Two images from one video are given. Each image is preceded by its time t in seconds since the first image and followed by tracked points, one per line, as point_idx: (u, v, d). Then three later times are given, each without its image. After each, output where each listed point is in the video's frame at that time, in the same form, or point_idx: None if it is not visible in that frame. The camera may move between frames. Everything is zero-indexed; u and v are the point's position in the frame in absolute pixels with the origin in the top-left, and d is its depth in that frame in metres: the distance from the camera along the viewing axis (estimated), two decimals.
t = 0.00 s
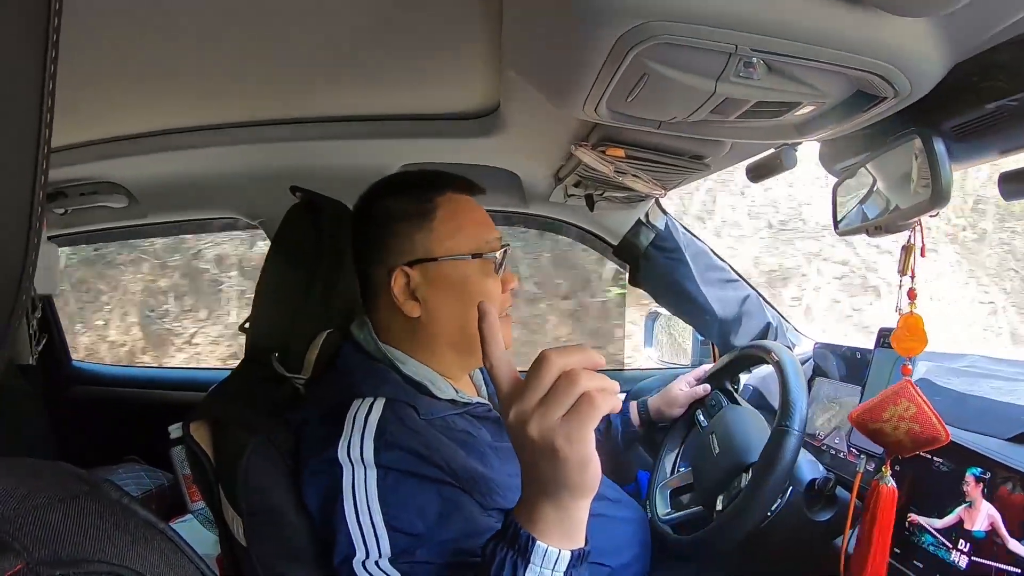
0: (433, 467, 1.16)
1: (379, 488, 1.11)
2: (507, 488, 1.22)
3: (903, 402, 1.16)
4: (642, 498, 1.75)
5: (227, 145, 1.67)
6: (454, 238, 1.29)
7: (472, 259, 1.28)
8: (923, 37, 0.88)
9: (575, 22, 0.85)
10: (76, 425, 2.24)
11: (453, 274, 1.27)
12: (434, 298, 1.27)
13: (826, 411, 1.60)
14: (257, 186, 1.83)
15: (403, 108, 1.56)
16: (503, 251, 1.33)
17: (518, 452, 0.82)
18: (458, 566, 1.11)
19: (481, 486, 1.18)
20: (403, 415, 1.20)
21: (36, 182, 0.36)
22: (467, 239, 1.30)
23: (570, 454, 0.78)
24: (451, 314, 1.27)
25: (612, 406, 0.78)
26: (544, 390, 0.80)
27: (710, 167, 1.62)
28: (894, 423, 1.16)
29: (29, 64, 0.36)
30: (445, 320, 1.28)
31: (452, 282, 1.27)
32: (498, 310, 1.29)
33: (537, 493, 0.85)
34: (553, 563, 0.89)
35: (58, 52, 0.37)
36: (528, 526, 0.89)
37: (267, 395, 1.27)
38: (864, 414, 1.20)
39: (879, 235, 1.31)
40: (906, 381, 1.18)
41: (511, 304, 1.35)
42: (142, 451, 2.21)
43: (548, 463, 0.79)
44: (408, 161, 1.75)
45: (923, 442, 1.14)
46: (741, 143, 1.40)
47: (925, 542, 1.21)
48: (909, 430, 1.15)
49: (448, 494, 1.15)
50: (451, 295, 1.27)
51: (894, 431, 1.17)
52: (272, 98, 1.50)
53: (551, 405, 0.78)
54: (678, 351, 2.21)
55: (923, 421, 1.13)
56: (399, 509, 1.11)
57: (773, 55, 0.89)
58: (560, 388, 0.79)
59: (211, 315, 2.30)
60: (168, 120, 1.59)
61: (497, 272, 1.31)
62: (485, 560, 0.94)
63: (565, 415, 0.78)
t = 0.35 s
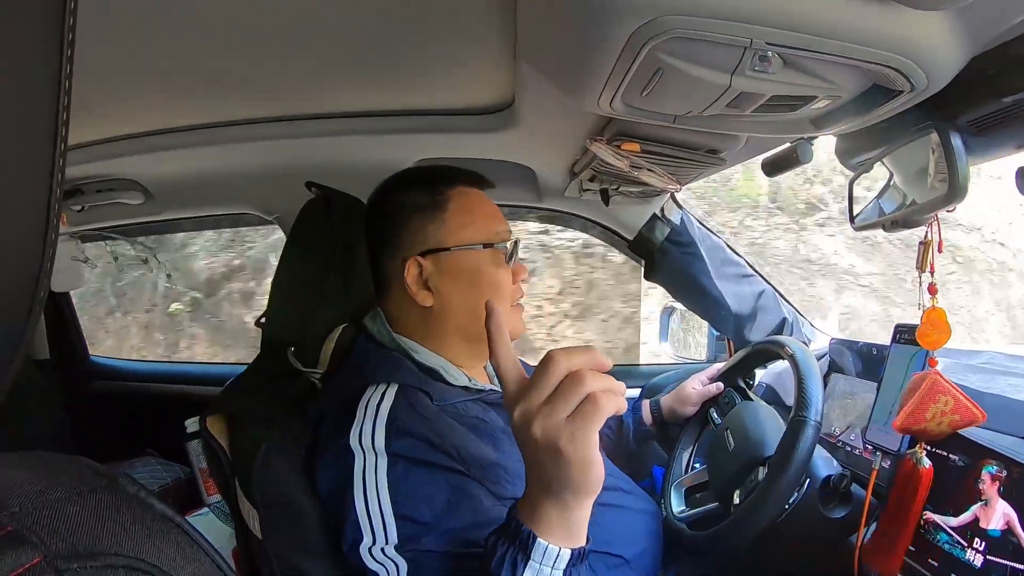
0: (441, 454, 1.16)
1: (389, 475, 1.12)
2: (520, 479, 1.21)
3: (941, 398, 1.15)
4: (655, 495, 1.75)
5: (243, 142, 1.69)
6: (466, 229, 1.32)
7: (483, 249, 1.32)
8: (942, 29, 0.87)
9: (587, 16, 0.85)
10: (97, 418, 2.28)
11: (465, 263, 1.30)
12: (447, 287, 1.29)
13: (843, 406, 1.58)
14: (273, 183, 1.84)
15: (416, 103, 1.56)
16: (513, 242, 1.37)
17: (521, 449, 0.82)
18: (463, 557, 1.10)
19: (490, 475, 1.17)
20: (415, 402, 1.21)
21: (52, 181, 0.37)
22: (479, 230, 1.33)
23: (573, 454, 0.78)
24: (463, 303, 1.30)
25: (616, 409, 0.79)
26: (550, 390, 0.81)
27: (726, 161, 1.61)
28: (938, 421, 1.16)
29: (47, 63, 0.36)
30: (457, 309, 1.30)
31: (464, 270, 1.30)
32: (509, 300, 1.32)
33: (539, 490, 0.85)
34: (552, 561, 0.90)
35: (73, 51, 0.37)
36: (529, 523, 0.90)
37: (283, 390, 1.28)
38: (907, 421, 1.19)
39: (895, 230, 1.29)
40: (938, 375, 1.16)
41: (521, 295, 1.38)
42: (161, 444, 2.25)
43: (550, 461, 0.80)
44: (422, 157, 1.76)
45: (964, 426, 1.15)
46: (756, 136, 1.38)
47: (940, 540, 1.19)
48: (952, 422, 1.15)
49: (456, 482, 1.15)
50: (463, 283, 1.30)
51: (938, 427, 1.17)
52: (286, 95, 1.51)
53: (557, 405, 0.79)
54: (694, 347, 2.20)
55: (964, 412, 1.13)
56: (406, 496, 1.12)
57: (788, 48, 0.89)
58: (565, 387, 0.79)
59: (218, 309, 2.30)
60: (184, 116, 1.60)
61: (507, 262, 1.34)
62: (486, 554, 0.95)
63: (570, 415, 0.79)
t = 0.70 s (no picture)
0: (453, 455, 1.16)
1: (402, 475, 1.12)
2: (528, 479, 1.23)
3: (934, 396, 1.16)
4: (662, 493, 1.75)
5: (247, 142, 1.69)
6: (474, 231, 1.31)
7: (491, 252, 1.30)
8: (947, 25, 0.86)
9: (591, 14, 0.85)
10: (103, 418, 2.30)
11: (472, 266, 1.29)
12: (454, 290, 1.29)
13: (847, 405, 1.58)
14: (277, 183, 1.85)
15: (421, 103, 1.57)
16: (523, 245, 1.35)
17: (548, 448, 0.82)
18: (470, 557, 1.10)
19: (500, 475, 1.19)
20: (426, 404, 1.20)
21: (57, 183, 0.38)
22: (487, 232, 1.32)
23: (599, 449, 0.78)
24: (471, 306, 1.29)
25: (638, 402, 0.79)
26: (575, 386, 0.81)
27: (730, 159, 1.61)
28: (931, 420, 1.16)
29: (52, 65, 0.37)
30: (466, 311, 1.30)
31: (472, 274, 1.29)
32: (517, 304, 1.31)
33: (565, 489, 0.86)
34: (575, 559, 0.89)
35: (78, 55, 0.38)
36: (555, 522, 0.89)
37: (288, 391, 1.29)
38: (903, 422, 1.19)
39: (900, 228, 1.29)
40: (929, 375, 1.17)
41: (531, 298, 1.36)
42: (167, 444, 2.26)
43: (577, 459, 0.80)
44: (427, 156, 1.76)
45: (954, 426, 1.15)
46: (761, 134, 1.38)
47: (946, 538, 1.19)
48: (944, 421, 1.15)
49: (468, 483, 1.15)
50: (471, 287, 1.29)
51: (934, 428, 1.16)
52: (290, 96, 1.51)
53: (581, 399, 0.79)
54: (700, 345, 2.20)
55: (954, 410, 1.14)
56: (420, 498, 1.11)
57: (792, 45, 0.88)
58: (589, 384, 0.80)
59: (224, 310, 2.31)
60: (188, 117, 1.61)
61: (516, 266, 1.33)
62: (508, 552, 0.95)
63: (594, 410, 0.79)
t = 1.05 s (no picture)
0: (441, 452, 1.16)
1: (389, 472, 1.12)
2: (517, 476, 1.23)
3: (941, 398, 1.13)
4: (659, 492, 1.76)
5: (248, 136, 1.69)
6: (466, 222, 1.31)
7: (483, 242, 1.31)
8: (949, 28, 0.86)
9: (593, 11, 0.84)
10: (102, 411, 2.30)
11: (464, 256, 1.30)
12: (446, 281, 1.29)
13: (844, 406, 1.59)
14: (278, 177, 1.85)
15: (422, 98, 1.56)
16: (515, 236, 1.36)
17: (533, 446, 0.82)
18: (466, 554, 1.11)
19: (488, 472, 1.19)
20: (417, 399, 1.20)
21: (56, 175, 0.37)
22: (480, 222, 1.32)
23: (583, 449, 0.79)
24: (463, 296, 1.30)
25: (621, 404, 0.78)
26: (561, 384, 0.81)
27: (731, 159, 1.60)
28: (943, 422, 1.12)
29: (54, 57, 0.37)
30: (459, 301, 1.30)
31: (464, 263, 1.29)
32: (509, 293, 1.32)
33: (550, 485, 0.86)
34: (562, 558, 0.90)
35: (79, 47, 0.38)
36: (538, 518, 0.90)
37: (287, 386, 1.29)
38: (911, 428, 1.14)
39: (899, 229, 1.29)
40: (929, 378, 1.15)
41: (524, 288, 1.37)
42: (165, 437, 2.27)
43: (562, 456, 0.80)
44: (427, 151, 1.76)
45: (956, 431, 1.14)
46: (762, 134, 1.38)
47: (941, 540, 1.20)
48: (953, 425, 1.12)
49: (457, 480, 1.15)
50: (463, 276, 1.29)
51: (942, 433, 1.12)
52: (291, 89, 1.51)
53: (566, 400, 0.79)
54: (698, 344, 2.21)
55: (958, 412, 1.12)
56: (407, 493, 1.11)
57: (793, 46, 0.88)
58: (576, 383, 0.79)
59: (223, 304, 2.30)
60: (189, 110, 1.60)
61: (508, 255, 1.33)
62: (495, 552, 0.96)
63: (578, 411, 0.79)
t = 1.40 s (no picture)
0: (451, 452, 1.16)
1: (400, 472, 1.11)
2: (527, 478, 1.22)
3: (961, 394, 1.12)
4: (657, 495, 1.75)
5: (247, 138, 1.69)
6: (469, 226, 1.32)
7: (485, 246, 1.32)
8: (949, 30, 0.87)
9: (593, 14, 0.85)
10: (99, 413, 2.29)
11: (467, 261, 1.31)
12: (449, 286, 1.31)
13: (844, 408, 1.59)
14: (277, 179, 1.85)
15: (421, 100, 1.56)
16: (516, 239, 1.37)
17: (710, 525, 1.19)
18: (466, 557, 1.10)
19: (498, 473, 1.19)
20: (420, 400, 1.21)
21: (55, 175, 0.37)
22: (482, 226, 1.33)
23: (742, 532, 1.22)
24: (466, 301, 1.31)
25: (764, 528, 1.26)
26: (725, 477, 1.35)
27: (729, 161, 1.61)
28: (969, 417, 1.11)
29: (51, 57, 0.37)
30: (462, 306, 1.32)
31: (467, 268, 1.31)
32: (512, 297, 1.34)
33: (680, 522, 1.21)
34: None
35: (79, 48, 0.38)
36: (646, 537, 1.19)
37: (285, 387, 1.29)
38: (943, 431, 1.12)
39: (899, 232, 1.29)
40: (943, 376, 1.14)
41: (526, 290, 1.39)
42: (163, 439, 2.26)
43: (729, 531, 1.20)
44: (426, 153, 1.76)
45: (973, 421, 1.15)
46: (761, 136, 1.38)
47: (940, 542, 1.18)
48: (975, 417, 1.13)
49: (467, 479, 1.15)
50: (466, 282, 1.31)
51: (960, 428, 1.12)
52: (290, 91, 1.51)
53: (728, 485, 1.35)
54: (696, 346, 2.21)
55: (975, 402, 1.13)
56: (421, 492, 1.10)
57: (792, 48, 0.88)
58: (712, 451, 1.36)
59: (219, 306, 2.29)
60: (188, 112, 1.60)
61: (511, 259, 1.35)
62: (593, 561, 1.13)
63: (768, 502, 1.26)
